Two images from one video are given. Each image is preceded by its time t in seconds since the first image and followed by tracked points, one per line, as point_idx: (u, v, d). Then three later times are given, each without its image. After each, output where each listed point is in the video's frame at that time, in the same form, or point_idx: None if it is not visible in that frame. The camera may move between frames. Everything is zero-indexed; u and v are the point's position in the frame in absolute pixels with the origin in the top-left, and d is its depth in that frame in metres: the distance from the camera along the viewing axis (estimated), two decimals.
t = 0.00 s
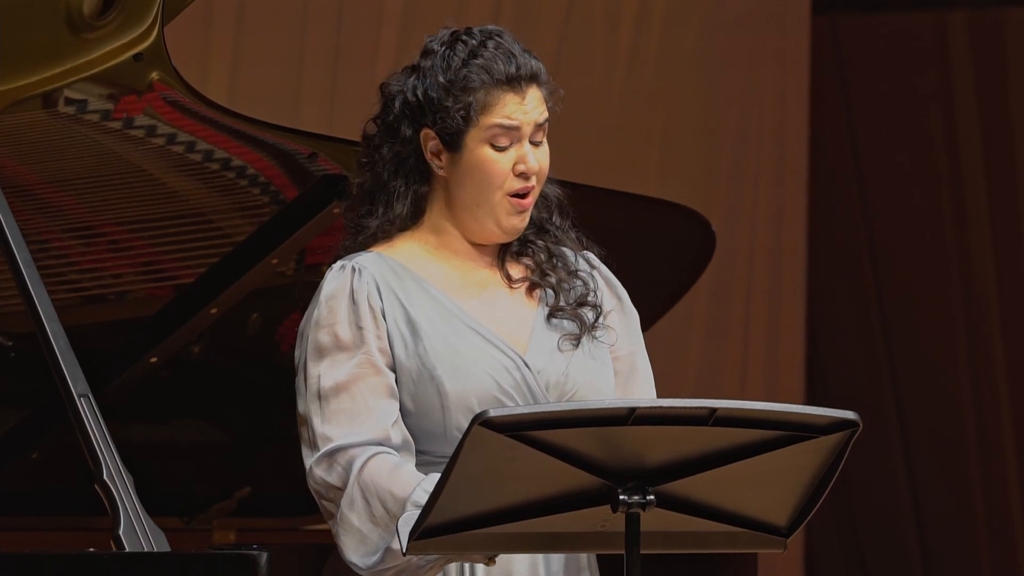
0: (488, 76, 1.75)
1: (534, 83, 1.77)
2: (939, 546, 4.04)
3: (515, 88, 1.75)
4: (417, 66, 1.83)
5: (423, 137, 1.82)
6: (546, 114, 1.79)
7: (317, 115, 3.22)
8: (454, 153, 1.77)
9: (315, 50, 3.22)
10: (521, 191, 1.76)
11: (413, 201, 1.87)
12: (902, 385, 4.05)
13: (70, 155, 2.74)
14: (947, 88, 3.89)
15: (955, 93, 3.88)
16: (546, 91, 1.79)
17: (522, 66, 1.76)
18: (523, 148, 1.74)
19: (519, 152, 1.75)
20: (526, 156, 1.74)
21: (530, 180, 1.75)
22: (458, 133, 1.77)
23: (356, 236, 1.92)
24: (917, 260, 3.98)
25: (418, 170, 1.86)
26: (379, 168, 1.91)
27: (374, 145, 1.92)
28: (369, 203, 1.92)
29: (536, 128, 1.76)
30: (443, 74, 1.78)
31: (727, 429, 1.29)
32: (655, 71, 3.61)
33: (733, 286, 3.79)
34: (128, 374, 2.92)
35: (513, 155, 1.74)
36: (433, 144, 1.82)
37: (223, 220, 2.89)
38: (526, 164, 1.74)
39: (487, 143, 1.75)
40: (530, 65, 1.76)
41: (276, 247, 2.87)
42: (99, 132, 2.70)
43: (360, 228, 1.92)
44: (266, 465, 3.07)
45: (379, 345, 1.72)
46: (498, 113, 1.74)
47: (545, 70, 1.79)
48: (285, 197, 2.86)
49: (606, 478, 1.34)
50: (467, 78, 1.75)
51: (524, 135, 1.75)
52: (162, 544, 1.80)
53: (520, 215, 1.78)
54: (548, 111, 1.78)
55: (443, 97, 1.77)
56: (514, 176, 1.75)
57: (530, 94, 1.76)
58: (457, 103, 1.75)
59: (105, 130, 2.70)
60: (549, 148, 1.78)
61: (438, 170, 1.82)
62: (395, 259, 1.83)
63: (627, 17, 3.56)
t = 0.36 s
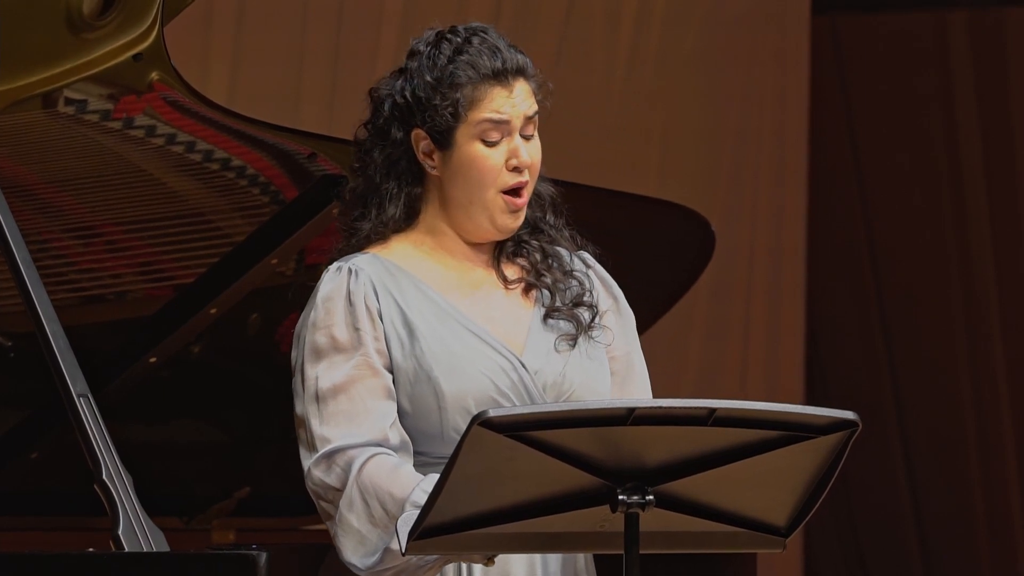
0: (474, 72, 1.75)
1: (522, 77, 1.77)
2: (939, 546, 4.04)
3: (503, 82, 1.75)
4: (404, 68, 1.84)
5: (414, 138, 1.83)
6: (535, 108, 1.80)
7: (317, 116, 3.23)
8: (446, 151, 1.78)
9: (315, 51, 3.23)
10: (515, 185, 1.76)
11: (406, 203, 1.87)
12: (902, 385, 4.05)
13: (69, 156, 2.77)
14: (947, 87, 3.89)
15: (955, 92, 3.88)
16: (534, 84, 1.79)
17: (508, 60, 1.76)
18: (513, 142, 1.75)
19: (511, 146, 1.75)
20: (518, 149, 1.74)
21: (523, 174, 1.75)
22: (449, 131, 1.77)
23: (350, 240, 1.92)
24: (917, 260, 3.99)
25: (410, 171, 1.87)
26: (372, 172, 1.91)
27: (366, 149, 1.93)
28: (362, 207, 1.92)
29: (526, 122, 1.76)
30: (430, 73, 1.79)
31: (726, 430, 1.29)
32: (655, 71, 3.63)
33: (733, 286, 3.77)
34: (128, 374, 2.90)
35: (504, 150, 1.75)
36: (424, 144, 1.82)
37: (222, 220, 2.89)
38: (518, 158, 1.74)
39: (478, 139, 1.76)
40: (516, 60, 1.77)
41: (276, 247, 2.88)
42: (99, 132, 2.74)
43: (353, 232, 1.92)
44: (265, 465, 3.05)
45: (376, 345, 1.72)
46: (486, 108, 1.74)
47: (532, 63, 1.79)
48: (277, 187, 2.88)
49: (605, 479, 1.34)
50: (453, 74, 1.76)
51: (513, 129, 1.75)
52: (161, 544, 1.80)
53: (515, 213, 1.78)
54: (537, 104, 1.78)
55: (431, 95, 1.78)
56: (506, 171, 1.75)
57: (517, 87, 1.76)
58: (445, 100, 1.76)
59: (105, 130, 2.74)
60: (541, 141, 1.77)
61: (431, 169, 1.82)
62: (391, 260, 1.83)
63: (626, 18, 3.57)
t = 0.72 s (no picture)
0: (461, 71, 1.76)
1: (509, 74, 1.78)
2: (939, 546, 4.04)
3: (490, 79, 1.76)
4: (392, 71, 1.84)
5: (405, 140, 1.83)
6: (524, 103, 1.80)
7: (318, 115, 3.24)
8: (437, 151, 1.78)
9: (315, 51, 3.23)
10: (508, 181, 1.76)
11: (400, 204, 1.87)
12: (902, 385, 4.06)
13: (69, 156, 2.82)
14: (946, 88, 3.90)
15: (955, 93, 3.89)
16: (522, 80, 1.79)
17: (494, 57, 1.77)
18: (504, 138, 1.75)
19: (501, 144, 1.75)
20: (509, 146, 1.74)
21: (516, 170, 1.75)
22: (439, 130, 1.77)
23: (343, 244, 1.91)
24: (917, 260, 3.99)
25: (403, 173, 1.87)
26: (363, 175, 1.91)
27: (357, 153, 1.93)
28: (355, 211, 1.92)
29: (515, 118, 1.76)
30: (417, 74, 1.79)
31: (725, 430, 1.29)
32: (655, 71, 3.64)
33: (733, 286, 3.76)
34: (128, 375, 2.89)
35: (495, 147, 1.75)
36: (415, 145, 1.82)
37: (222, 221, 2.90)
38: (510, 155, 1.74)
39: (468, 137, 1.76)
40: (502, 57, 1.77)
41: (276, 248, 2.88)
42: (98, 133, 2.79)
43: (346, 236, 1.92)
44: (266, 465, 3.01)
45: (374, 347, 1.72)
46: (475, 106, 1.75)
47: (519, 59, 1.79)
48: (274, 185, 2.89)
49: (604, 479, 1.34)
50: (440, 74, 1.76)
51: (503, 125, 1.75)
52: (161, 544, 1.79)
53: (510, 211, 1.78)
54: (526, 99, 1.78)
55: (420, 96, 1.78)
56: (499, 168, 1.75)
57: (505, 83, 1.76)
58: (433, 100, 1.76)
59: (105, 130, 2.78)
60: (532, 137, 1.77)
61: (424, 170, 1.82)
62: (388, 262, 1.83)
63: (626, 18, 3.59)
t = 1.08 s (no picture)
0: (454, 71, 1.76)
1: (502, 73, 1.78)
2: (939, 546, 4.04)
3: (483, 79, 1.76)
4: (385, 73, 1.85)
5: (400, 141, 1.83)
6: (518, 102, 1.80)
7: (319, 114, 3.24)
8: (431, 151, 1.78)
9: (315, 51, 3.25)
10: (503, 181, 1.75)
11: (397, 205, 1.87)
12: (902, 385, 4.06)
13: (69, 157, 2.85)
14: (947, 87, 3.90)
15: (955, 92, 3.89)
16: (515, 79, 1.80)
17: (486, 57, 1.77)
18: (497, 137, 1.74)
19: (496, 143, 1.74)
20: (504, 144, 1.74)
21: (510, 169, 1.74)
22: (433, 131, 1.77)
23: (339, 246, 1.91)
24: (917, 260, 3.99)
25: (398, 174, 1.88)
26: (358, 177, 1.92)
27: (353, 155, 1.94)
28: (350, 213, 1.92)
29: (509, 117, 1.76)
30: (410, 75, 1.79)
31: (725, 430, 1.29)
32: (655, 71, 3.65)
33: (733, 286, 3.77)
34: (128, 376, 2.88)
35: (489, 146, 1.74)
36: (410, 146, 1.82)
37: (222, 221, 2.89)
38: (504, 154, 1.74)
39: (462, 137, 1.76)
40: (495, 56, 1.78)
41: (276, 249, 2.85)
42: (98, 134, 2.82)
43: (342, 237, 1.92)
44: (265, 465, 3.00)
45: (372, 347, 1.72)
46: (469, 105, 1.75)
47: (511, 58, 1.80)
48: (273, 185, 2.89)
49: (604, 480, 1.34)
50: (433, 74, 1.76)
51: (496, 125, 1.75)
52: (161, 544, 1.80)
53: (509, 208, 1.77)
54: (520, 98, 1.78)
55: (413, 97, 1.78)
56: (493, 167, 1.74)
57: (498, 82, 1.76)
58: (426, 100, 1.76)
59: (104, 132, 2.82)
60: (526, 136, 1.77)
61: (419, 171, 1.82)
62: (386, 262, 1.83)
63: (626, 18, 3.61)
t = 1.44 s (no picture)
0: (453, 73, 1.75)
1: (501, 74, 1.78)
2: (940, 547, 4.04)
3: (482, 81, 1.76)
4: (384, 73, 1.84)
5: (398, 143, 1.83)
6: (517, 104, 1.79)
7: (319, 115, 3.31)
8: (430, 153, 1.78)
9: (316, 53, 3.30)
10: (500, 184, 1.75)
11: (395, 206, 1.87)
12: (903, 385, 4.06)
13: (66, 157, 2.81)
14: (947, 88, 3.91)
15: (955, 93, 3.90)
16: (514, 80, 1.79)
17: (485, 59, 1.76)
18: (496, 140, 1.74)
19: (494, 146, 1.74)
20: (502, 147, 1.74)
21: (508, 172, 1.74)
22: (432, 133, 1.77)
23: (338, 246, 1.91)
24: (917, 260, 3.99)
25: (396, 176, 1.87)
26: (356, 178, 1.91)
27: (350, 155, 1.93)
28: (349, 213, 1.92)
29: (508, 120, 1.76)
30: (409, 77, 1.79)
31: (726, 431, 1.30)
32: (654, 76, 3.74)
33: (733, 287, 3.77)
34: (128, 376, 2.89)
35: (487, 149, 1.74)
36: (408, 148, 1.82)
37: (223, 222, 2.91)
38: (503, 156, 1.74)
39: (461, 139, 1.76)
40: (494, 58, 1.77)
41: (277, 250, 2.88)
42: (99, 134, 2.80)
43: (341, 237, 1.91)
44: (265, 466, 3.03)
45: (372, 348, 1.72)
46: (468, 108, 1.74)
47: (510, 60, 1.79)
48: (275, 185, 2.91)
49: (606, 481, 1.34)
50: (433, 76, 1.75)
51: (495, 128, 1.75)
52: (162, 545, 1.80)
53: (506, 210, 1.77)
54: (519, 100, 1.78)
55: (412, 99, 1.78)
56: (491, 169, 1.75)
57: (497, 85, 1.76)
58: (426, 102, 1.76)
59: (105, 132, 2.80)
60: (525, 138, 1.77)
61: (417, 172, 1.82)
62: (385, 263, 1.83)
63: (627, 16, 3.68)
